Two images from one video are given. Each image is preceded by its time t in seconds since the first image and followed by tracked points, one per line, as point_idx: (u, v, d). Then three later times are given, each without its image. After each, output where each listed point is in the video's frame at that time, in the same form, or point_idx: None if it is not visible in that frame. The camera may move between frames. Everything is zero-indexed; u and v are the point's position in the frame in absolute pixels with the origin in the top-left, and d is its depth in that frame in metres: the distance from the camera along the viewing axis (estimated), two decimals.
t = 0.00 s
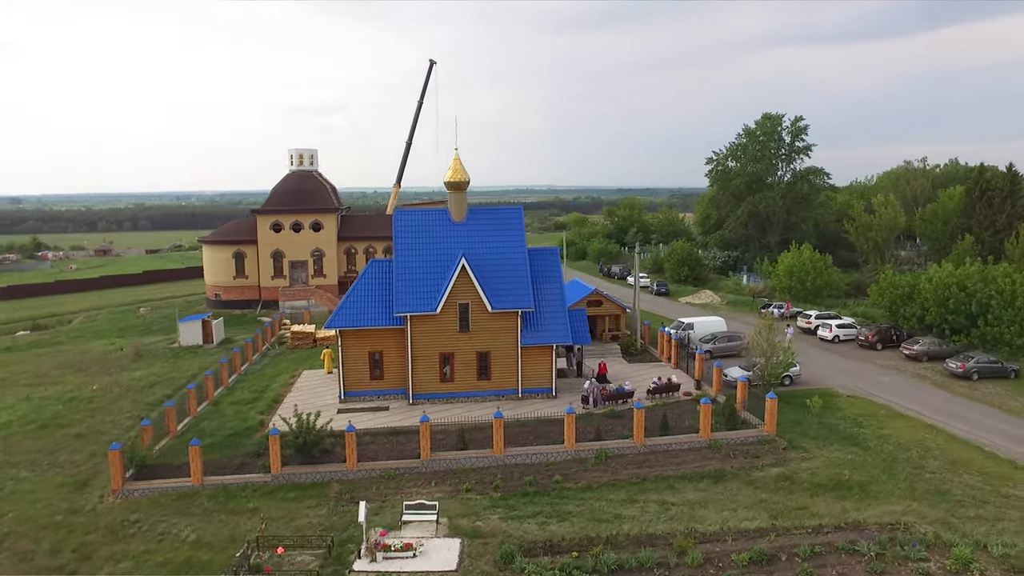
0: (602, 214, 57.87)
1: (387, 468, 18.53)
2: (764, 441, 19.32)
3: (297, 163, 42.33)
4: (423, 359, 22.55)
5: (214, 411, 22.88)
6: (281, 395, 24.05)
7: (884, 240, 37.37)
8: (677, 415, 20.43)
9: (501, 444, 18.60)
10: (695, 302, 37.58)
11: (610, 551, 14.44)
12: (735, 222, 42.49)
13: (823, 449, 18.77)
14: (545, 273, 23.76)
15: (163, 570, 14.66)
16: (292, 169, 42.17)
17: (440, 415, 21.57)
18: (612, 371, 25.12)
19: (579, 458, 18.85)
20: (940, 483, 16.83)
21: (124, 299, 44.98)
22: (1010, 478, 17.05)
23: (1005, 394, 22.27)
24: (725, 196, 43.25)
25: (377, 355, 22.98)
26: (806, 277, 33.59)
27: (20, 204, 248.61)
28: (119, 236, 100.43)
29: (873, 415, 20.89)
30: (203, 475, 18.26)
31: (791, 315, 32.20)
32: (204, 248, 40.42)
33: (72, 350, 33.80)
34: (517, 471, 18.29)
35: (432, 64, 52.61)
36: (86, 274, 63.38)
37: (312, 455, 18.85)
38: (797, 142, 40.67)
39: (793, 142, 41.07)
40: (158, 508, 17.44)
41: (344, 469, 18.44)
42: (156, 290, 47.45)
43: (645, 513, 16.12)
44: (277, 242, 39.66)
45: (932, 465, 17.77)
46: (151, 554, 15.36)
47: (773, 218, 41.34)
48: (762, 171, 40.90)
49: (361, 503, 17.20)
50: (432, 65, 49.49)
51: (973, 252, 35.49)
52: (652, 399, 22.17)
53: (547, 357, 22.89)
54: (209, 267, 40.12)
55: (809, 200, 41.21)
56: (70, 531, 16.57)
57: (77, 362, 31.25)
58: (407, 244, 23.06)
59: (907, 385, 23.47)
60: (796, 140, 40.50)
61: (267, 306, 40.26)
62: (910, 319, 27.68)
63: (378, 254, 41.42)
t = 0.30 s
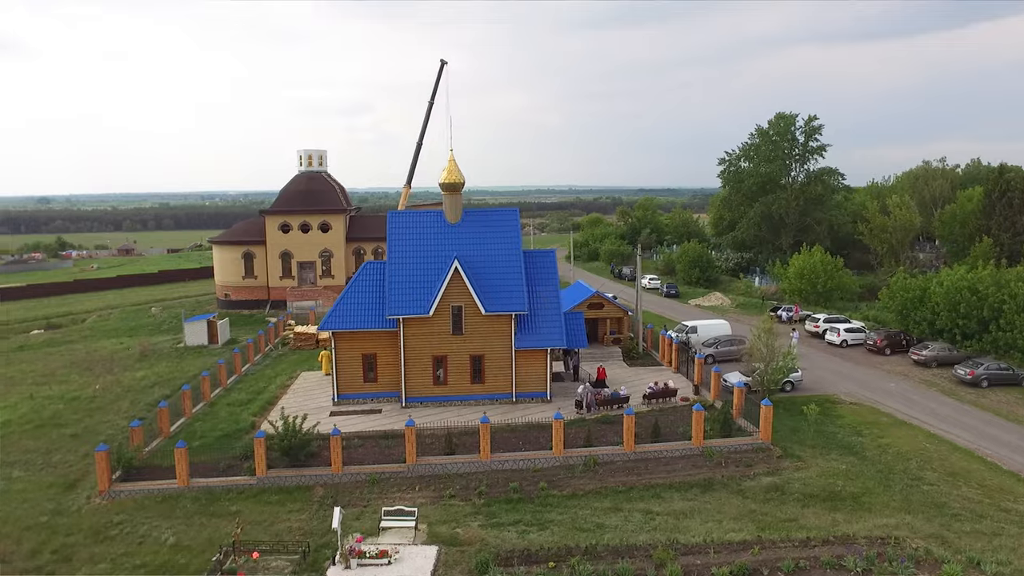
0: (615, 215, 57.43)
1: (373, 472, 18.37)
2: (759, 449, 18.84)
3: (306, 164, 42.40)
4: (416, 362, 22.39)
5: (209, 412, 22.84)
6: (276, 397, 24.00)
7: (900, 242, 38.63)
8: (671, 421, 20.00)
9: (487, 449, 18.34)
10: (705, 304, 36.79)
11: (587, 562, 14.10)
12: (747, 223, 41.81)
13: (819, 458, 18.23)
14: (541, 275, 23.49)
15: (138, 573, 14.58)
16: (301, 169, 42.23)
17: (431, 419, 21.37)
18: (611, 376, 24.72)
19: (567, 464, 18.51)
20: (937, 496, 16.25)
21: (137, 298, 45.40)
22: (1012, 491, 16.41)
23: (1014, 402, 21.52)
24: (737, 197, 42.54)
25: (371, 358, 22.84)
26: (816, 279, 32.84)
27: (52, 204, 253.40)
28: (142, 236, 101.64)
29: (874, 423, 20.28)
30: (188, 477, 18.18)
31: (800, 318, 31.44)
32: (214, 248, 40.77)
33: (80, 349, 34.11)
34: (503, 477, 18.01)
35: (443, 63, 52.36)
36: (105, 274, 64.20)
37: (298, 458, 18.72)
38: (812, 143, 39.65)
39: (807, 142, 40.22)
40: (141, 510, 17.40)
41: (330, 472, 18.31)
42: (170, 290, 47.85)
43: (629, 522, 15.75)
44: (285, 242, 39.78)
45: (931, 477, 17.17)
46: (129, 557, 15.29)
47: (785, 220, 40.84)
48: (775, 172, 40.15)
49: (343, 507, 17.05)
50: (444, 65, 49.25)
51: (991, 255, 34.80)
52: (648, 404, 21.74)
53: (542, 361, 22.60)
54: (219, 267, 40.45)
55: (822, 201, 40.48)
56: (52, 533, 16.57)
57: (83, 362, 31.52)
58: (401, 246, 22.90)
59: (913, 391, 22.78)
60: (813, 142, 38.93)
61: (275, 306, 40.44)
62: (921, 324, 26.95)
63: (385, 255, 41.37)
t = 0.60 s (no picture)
0: (637, 215, 56.89)
1: (364, 475, 18.20)
2: (760, 457, 18.29)
3: (323, 164, 42.56)
4: (416, 364, 22.21)
5: (211, 412, 22.89)
6: (278, 397, 23.99)
7: (923, 243, 39.04)
8: (671, 427, 19.53)
9: (480, 454, 18.06)
10: (721, 305, 35.81)
11: (569, 572, 13.74)
12: (767, 224, 42.18)
13: (821, 468, 17.64)
14: (544, 277, 23.16)
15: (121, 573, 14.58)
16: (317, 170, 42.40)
17: (428, 421, 21.16)
18: (615, 380, 24.28)
19: (561, 470, 18.15)
20: (941, 510, 15.58)
21: (159, 297, 45.98)
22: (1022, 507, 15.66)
23: None
24: (756, 197, 42.78)
25: (371, 359, 22.72)
26: (834, 282, 32.00)
27: (93, 203, 259.17)
28: (173, 235, 103.28)
29: (883, 432, 19.58)
30: (182, 477, 18.17)
31: (816, 321, 30.67)
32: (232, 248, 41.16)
33: (97, 347, 34.59)
34: (495, 483, 17.73)
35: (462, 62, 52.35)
36: (134, 272, 65.31)
37: (290, 460, 18.62)
38: (834, 140, 37.94)
39: (829, 141, 40.42)
40: (133, 509, 17.45)
41: (321, 475, 18.18)
42: (191, 288, 48.40)
43: (617, 531, 15.34)
44: (301, 242, 39.97)
45: (937, 490, 16.47)
46: (114, 558, 15.30)
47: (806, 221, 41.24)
48: (795, 172, 40.42)
49: (331, 510, 16.92)
50: (462, 64, 49.11)
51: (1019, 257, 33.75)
52: (650, 410, 21.27)
53: (543, 364, 22.26)
54: (237, 266, 40.86)
55: (844, 202, 41.02)
56: (44, 531, 16.68)
57: (98, 359, 31.94)
58: (401, 247, 22.75)
59: (928, 399, 21.98)
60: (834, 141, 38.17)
61: (291, 305, 40.66)
62: (940, 329, 26.09)
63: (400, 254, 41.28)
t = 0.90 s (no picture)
0: (665, 216, 56.22)
1: (362, 478, 18.04)
2: (767, 467, 17.66)
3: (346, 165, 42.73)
4: (421, 366, 22.01)
5: (220, 411, 22.98)
6: (287, 398, 24.00)
7: (957, 246, 38.18)
8: (677, 435, 18.98)
9: (478, 459, 17.76)
10: (746, 309, 34.89)
11: None
12: (795, 225, 42.67)
13: (830, 480, 16.93)
14: (553, 279, 22.83)
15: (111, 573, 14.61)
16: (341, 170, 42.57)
17: (432, 425, 20.93)
18: (627, 384, 23.75)
19: (560, 477, 17.76)
20: (954, 528, 14.80)
21: (187, 295, 46.66)
22: None
23: None
24: (785, 197, 43.29)
25: (378, 361, 22.59)
26: (861, 285, 30.95)
27: (139, 203, 265.49)
28: (211, 234, 105.14)
29: (900, 443, 18.76)
30: (182, 477, 18.21)
31: (840, 326, 29.74)
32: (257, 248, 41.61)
33: (122, 344, 35.16)
34: (493, 488, 17.41)
35: (488, 61, 52.22)
36: (169, 270, 66.57)
37: (289, 462, 18.54)
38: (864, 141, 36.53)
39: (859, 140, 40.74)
40: (133, 508, 17.55)
41: (319, 477, 18.06)
42: (220, 287, 49.04)
43: (611, 542, 14.89)
44: (323, 242, 40.16)
45: (952, 506, 15.68)
46: (108, 556, 15.37)
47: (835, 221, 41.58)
48: (824, 172, 40.91)
49: (325, 513, 16.77)
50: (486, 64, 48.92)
51: None
52: (659, 416, 20.74)
53: (550, 368, 21.86)
54: (261, 265, 41.29)
55: (875, 202, 41.18)
56: (44, 527, 16.84)
57: (122, 357, 32.46)
58: (409, 249, 22.61)
59: (951, 409, 21.02)
60: (865, 140, 36.99)
61: (314, 304, 40.91)
62: (969, 335, 25.01)
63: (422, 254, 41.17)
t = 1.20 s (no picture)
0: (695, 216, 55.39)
1: (361, 481, 17.83)
2: (777, 479, 16.98)
3: (370, 165, 42.77)
4: (429, 369, 21.76)
5: (231, 410, 23.04)
6: (297, 398, 23.97)
7: (995, 249, 36.78)
8: (684, 444, 18.41)
9: (477, 464, 17.44)
10: (772, 311, 33.94)
11: None
12: (824, 227, 42.68)
13: (842, 494, 16.19)
14: (564, 281, 22.43)
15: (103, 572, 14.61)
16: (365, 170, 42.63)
17: (437, 427, 20.68)
18: (640, 390, 23.18)
19: (561, 484, 17.32)
20: (970, 549, 13.98)
21: (216, 294, 47.27)
22: None
23: None
24: (815, 197, 43.32)
25: (386, 362, 22.41)
26: (892, 288, 29.92)
27: (185, 203, 271.52)
28: (249, 233, 106.76)
29: (920, 456, 17.89)
30: (184, 476, 18.21)
31: (867, 329, 28.75)
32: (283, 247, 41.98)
33: (147, 342, 35.66)
34: (491, 495, 17.07)
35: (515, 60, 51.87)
36: (203, 268, 67.61)
37: (290, 463, 18.43)
38: (900, 141, 35.17)
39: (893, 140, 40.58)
40: (133, 507, 17.60)
41: (318, 479, 17.91)
42: (249, 286, 49.59)
43: (606, 553, 14.41)
44: (347, 242, 40.27)
45: (970, 525, 14.83)
46: (103, 555, 15.40)
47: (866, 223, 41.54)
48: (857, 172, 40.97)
49: (321, 516, 16.60)
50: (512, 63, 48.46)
51: None
52: (669, 423, 20.16)
53: (559, 372, 21.43)
54: (287, 265, 41.67)
55: (908, 202, 41.01)
56: (46, 524, 16.98)
57: (145, 354, 32.91)
58: (418, 249, 22.40)
59: (978, 419, 20.04)
60: (900, 139, 35.69)
61: (338, 304, 41.09)
62: (1003, 341, 23.91)
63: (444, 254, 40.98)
